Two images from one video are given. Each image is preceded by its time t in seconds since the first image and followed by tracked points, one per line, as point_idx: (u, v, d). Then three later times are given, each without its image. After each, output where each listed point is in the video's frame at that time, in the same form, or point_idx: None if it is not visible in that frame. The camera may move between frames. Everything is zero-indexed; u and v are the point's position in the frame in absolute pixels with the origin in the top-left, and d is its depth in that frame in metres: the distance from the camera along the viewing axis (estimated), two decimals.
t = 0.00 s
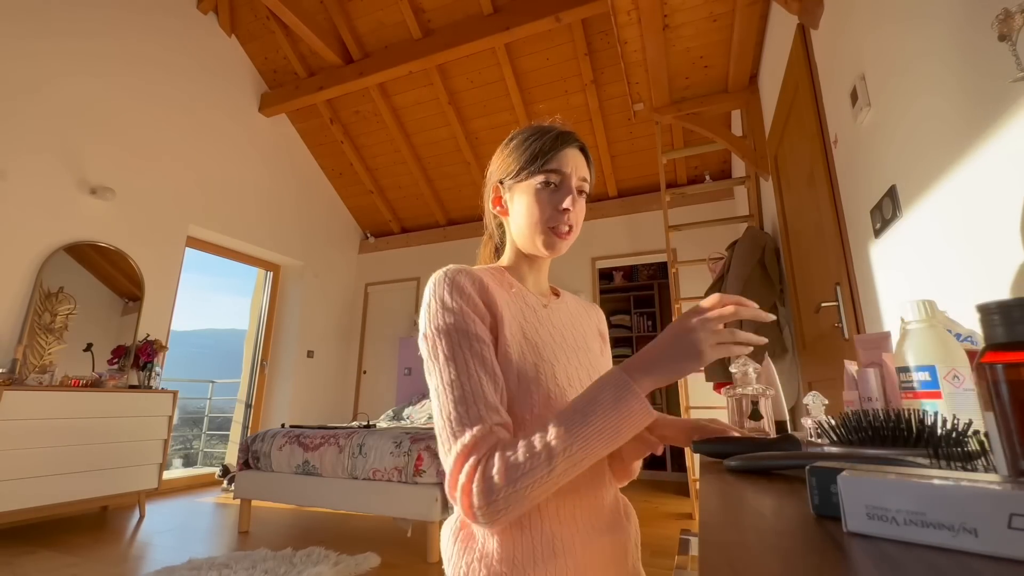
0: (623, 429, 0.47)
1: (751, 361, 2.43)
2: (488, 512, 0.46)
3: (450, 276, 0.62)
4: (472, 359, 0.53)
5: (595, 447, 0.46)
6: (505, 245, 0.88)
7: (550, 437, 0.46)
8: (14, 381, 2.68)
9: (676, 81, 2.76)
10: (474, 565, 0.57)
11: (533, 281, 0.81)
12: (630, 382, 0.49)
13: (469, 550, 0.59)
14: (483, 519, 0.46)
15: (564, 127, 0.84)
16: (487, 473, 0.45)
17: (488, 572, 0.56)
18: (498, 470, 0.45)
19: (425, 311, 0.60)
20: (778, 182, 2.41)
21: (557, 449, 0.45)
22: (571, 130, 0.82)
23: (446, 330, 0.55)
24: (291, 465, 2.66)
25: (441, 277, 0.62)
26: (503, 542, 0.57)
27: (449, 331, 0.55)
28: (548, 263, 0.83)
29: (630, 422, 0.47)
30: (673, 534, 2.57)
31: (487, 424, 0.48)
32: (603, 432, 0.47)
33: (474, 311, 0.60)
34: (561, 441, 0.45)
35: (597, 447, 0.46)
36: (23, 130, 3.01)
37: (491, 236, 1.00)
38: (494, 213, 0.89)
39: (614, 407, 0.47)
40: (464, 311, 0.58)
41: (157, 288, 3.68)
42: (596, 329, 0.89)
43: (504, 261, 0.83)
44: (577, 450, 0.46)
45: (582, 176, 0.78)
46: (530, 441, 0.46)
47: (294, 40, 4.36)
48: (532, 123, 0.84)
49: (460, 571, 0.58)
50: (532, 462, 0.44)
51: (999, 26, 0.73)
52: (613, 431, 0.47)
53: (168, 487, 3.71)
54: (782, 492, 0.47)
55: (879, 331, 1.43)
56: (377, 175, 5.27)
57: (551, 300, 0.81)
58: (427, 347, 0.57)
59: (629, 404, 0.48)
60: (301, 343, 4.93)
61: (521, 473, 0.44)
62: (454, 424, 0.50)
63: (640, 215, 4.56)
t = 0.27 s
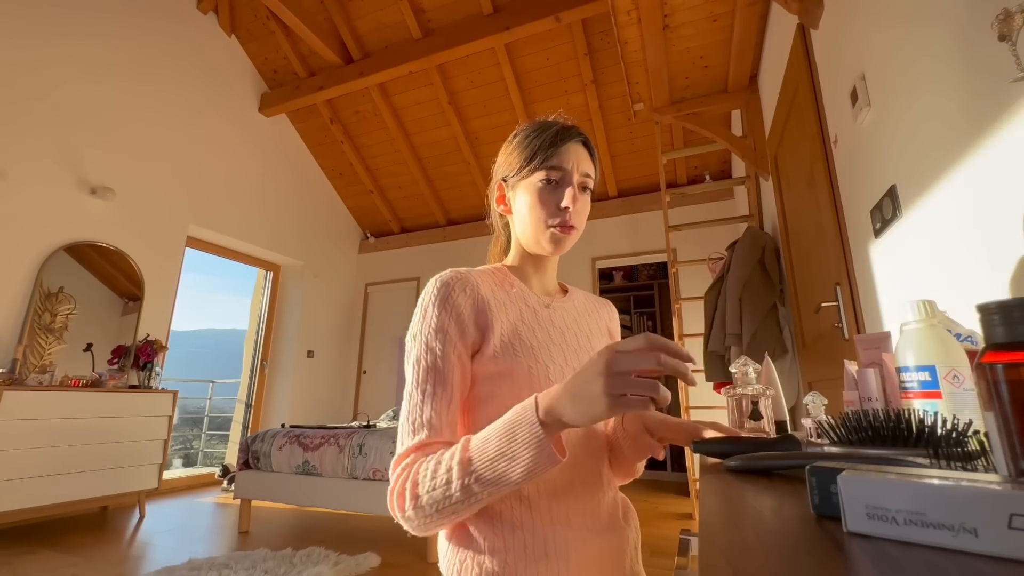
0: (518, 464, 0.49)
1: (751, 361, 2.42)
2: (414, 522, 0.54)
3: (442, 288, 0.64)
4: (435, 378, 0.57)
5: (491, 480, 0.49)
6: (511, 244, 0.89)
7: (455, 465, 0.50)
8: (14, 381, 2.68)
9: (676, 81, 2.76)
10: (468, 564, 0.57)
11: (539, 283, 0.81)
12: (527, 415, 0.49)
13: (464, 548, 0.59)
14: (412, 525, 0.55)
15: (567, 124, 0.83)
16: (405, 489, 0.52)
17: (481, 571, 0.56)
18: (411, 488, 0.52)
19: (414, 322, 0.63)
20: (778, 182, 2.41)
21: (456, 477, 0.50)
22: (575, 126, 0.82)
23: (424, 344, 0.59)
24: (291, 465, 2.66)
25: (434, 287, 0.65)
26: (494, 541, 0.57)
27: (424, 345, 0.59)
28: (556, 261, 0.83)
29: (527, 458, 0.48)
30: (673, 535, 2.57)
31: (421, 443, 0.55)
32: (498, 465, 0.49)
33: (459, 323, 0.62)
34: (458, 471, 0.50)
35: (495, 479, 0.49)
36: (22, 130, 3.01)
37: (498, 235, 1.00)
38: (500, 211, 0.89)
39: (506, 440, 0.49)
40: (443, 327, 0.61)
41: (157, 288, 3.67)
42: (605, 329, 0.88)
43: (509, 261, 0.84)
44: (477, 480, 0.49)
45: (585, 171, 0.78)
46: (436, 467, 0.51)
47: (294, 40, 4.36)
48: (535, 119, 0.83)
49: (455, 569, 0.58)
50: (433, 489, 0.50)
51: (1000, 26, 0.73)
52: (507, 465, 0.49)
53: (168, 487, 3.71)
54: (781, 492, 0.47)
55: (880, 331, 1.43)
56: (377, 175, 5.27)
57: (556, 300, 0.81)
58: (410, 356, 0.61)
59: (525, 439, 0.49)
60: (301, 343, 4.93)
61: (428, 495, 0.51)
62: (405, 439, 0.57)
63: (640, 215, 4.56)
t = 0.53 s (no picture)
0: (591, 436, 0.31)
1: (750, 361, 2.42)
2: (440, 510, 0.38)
3: (451, 276, 0.60)
4: (456, 345, 0.48)
5: (547, 461, 0.33)
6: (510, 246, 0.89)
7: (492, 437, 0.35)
8: (14, 381, 2.68)
9: (676, 81, 2.76)
10: (466, 565, 0.57)
11: (539, 282, 0.81)
12: (604, 370, 0.32)
13: (462, 550, 0.58)
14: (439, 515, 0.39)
15: (561, 123, 0.83)
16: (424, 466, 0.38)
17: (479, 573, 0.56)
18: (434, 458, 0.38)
19: (427, 301, 0.57)
20: (778, 182, 2.41)
21: (493, 451, 0.34)
22: (569, 126, 0.82)
23: (439, 318, 0.52)
24: (291, 465, 2.66)
25: (443, 278, 0.60)
26: (494, 543, 0.57)
27: (440, 318, 0.52)
28: (557, 262, 0.83)
29: (604, 431, 0.31)
30: (673, 535, 2.57)
31: (443, 413, 0.41)
32: (555, 438, 0.33)
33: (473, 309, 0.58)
34: (498, 440, 0.34)
35: (550, 463, 0.32)
36: (22, 129, 3.00)
37: (496, 237, 1.00)
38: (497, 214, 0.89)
39: (571, 401, 0.33)
40: (457, 307, 0.54)
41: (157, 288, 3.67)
42: (604, 331, 0.88)
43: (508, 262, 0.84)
44: (524, 460, 0.33)
45: (580, 171, 0.78)
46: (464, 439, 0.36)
47: (294, 39, 4.36)
48: (529, 120, 0.83)
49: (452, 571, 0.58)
50: (461, 466, 0.35)
51: (999, 26, 0.73)
52: (571, 437, 0.32)
53: (168, 487, 3.71)
54: (782, 492, 0.47)
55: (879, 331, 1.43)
56: (377, 175, 5.27)
57: (557, 301, 0.81)
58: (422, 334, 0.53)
59: (598, 408, 0.31)
60: (301, 343, 4.93)
61: (451, 473, 0.35)
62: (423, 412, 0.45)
63: (640, 215, 4.56)
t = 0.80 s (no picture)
0: (642, 419, 0.32)
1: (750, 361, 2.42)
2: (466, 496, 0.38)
3: (459, 271, 0.60)
4: (472, 334, 0.48)
5: (591, 444, 0.32)
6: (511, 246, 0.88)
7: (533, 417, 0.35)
8: (14, 381, 2.68)
9: (676, 81, 2.76)
10: (472, 568, 0.57)
11: (541, 281, 0.81)
12: (662, 357, 0.33)
13: (468, 554, 0.58)
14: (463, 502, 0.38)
15: (560, 121, 0.84)
16: (454, 447, 0.38)
17: None
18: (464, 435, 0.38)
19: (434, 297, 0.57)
20: (778, 182, 2.41)
21: (533, 432, 0.34)
22: (568, 124, 0.82)
23: (450, 309, 0.51)
24: (291, 465, 2.66)
25: (449, 273, 0.60)
26: (502, 546, 0.57)
27: (452, 309, 0.51)
28: (558, 260, 0.83)
29: (660, 413, 0.31)
30: (673, 535, 2.57)
31: (471, 396, 0.41)
32: (603, 421, 0.33)
33: (484, 301, 0.58)
34: (540, 420, 0.34)
35: (597, 445, 0.32)
36: (22, 129, 3.00)
37: (495, 238, 1.00)
38: (497, 214, 0.89)
39: (621, 384, 0.33)
40: (469, 299, 0.54)
41: (157, 288, 3.68)
42: (605, 331, 0.88)
43: (511, 259, 0.83)
44: (567, 442, 0.33)
45: (582, 167, 0.78)
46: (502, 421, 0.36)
47: (294, 40, 4.36)
48: (528, 119, 0.84)
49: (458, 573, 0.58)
50: (498, 444, 0.35)
51: (999, 26, 0.73)
52: (620, 421, 0.32)
53: (168, 487, 3.71)
54: (783, 491, 0.47)
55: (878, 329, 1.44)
56: (377, 175, 5.27)
57: (559, 300, 0.81)
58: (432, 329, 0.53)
59: (658, 392, 0.32)
60: (301, 343, 4.93)
61: (487, 451, 0.35)
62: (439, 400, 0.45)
63: (640, 215, 4.56)
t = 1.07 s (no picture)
0: (549, 400, 0.40)
1: (750, 360, 2.42)
2: (448, 526, 0.43)
3: (449, 274, 0.62)
4: (455, 357, 0.53)
5: (522, 433, 0.40)
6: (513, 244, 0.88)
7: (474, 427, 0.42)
8: (14, 381, 2.68)
9: (676, 81, 2.76)
10: (461, 569, 0.57)
11: (543, 280, 0.81)
12: (546, 342, 0.41)
13: (458, 555, 0.58)
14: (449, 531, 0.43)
15: (561, 116, 0.84)
16: (430, 479, 0.43)
17: None
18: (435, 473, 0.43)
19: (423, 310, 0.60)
20: (778, 182, 2.41)
21: (481, 442, 0.41)
22: (569, 118, 0.82)
23: (438, 326, 0.55)
24: (291, 465, 2.66)
25: (441, 276, 0.62)
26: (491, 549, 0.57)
27: (436, 328, 0.55)
28: (562, 256, 0.83)
29: (558, 389, 0.40)
30: (673, 535, 2.57)
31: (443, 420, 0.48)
32: (521, 412, 0.40)
33: (473, 309, 0.60)
34: (482, 433, 0.41)
35: (525, 428, 0.40)
36: (22, 129, 3.01)
37: (499, 238, 1.00)
38: (500, 211, 0.89)
39: (527, 379, 0.41)
40: (454, 308, 0.57)
41: (157, 288, 3.68)
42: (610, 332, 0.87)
43: (513, 257, 0.83)
44: (504, 439, 0.40)
45: (583, 161, 0.78)
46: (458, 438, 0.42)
47: (294, 40, 4.36)
48: (529, 116, 0.84)
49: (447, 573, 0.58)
50: (459, 463, 0.41)
51: (999, 26, 0.73)
52: (534, 407, 0.40)
53: (168, 487, 3.71)
54: (783, 491, 0.47)
55: (879, 330, 1.43)
56: (377, 175, 5.27)
57: (559, 300, 0.81)
58: (422, 345, 0.58)
59: (551, 363, 0.41)
60: (301, 343, 4.93)
61: (456, 476, 0.41)
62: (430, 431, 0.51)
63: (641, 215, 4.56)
